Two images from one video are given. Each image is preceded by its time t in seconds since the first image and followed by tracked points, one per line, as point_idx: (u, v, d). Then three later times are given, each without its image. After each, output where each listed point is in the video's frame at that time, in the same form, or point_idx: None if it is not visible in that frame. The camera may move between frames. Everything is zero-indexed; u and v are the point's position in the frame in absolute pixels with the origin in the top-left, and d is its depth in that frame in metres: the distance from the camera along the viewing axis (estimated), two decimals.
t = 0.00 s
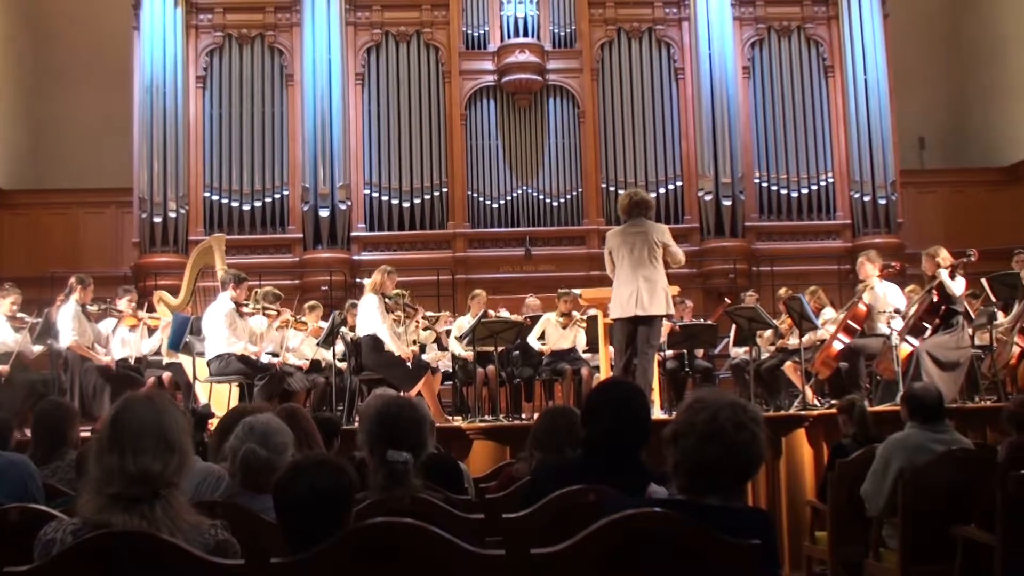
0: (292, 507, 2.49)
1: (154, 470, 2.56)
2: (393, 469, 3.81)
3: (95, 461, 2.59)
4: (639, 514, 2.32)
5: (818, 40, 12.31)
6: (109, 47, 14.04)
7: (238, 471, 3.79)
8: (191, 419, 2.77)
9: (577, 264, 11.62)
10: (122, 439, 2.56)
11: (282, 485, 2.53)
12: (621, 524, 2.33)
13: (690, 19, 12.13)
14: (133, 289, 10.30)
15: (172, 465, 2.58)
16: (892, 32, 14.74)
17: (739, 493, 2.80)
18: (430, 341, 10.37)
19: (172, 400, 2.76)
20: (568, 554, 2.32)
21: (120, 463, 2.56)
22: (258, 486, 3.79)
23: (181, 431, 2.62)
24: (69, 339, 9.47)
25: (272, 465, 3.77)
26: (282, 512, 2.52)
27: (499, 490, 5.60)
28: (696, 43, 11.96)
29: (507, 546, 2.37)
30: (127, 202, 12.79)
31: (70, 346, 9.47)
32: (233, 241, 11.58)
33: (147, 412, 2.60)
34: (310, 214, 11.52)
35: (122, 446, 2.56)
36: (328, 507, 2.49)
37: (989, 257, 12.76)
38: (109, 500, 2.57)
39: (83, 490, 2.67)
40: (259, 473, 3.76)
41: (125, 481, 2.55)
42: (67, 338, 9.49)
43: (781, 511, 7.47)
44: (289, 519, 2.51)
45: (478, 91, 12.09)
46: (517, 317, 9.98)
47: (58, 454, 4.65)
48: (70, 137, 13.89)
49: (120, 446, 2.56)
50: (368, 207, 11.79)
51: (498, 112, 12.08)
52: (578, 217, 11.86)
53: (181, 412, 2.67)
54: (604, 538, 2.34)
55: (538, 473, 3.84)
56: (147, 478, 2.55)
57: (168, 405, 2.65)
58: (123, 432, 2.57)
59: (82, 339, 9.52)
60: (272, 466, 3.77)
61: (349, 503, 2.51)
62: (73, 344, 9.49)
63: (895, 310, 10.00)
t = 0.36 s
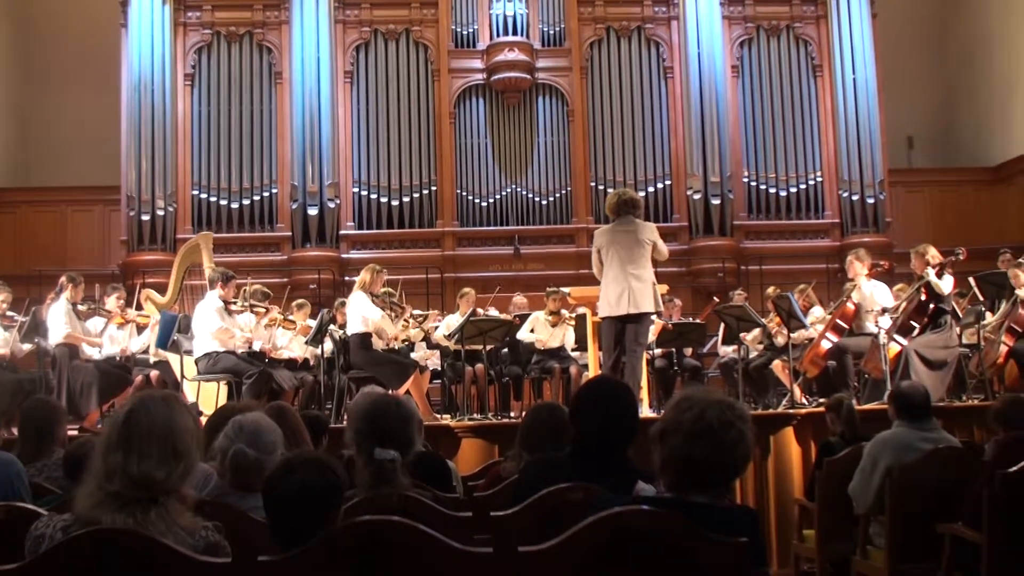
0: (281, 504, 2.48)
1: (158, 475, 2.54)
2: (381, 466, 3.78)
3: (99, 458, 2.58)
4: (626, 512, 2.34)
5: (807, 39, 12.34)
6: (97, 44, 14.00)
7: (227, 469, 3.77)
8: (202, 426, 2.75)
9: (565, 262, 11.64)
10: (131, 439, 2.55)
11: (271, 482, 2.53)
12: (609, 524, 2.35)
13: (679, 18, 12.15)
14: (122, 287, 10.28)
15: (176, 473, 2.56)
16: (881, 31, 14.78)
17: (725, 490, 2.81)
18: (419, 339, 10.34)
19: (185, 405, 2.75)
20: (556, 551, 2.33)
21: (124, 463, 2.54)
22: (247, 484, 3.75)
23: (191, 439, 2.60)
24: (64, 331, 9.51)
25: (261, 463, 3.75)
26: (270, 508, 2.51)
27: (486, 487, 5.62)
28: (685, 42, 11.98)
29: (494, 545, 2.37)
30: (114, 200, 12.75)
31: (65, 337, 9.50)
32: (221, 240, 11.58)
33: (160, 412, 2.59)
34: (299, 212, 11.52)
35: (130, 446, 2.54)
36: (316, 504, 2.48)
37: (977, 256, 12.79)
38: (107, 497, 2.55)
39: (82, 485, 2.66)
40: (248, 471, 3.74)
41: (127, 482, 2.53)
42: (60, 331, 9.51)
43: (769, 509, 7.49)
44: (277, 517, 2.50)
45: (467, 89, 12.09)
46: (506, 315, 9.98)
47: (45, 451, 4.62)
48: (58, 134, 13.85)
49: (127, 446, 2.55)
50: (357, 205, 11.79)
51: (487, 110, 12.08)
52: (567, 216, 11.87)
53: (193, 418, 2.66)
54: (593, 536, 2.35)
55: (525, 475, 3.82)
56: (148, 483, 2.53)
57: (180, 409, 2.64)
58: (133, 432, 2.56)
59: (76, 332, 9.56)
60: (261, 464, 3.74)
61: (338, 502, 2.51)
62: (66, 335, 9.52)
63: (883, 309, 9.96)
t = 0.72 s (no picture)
0: (275, 500, 2.55)
1: (147, 471, 2.51)
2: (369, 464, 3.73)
3: (87, 454, 2.54)
4: (613, 510, 2.34)
5: (797, 39, 12.36)
6: (86, 39, 13.96)
7: (216, 462, 3.75)
8: (191, 423, 2.72)
9: (554, 260, 11.66)
10: (120, 435, 2.51)
11: (265, 480, 2.61)
12: (596, 522, 2.35)
13: (669, 17, 12.15)
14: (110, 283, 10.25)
15: (165, 470, 2.53)
16: (871, 31, 14.80)
17: (713, 488, 2.81)
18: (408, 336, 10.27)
19: (174, 400, 2.70)
20: (543, 548, 2.34)
21: (112, 459, 2.50)
22: (237, 479, 3.75)
23: (180, 435, 2.56)
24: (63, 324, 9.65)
25: (252, 456, 3.75)
26: (264, 505, 2.58)
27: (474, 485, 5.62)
28: (675, 41, 11.99)
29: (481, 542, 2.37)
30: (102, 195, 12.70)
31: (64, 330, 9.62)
32: (210, 236, 11.56)
33: (149, 409, 2.55)
34: (288, 209, 11.51)
35: (119, 442, 2.51)
36: (309, 500, 2.54)
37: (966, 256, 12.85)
38: (95, 494, 2.52)
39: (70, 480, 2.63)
40: (239, 463, 3.73)
41: (115, 479, 2.50)
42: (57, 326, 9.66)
43: (757, 507, 7.50)
44: (270, 513, 2.57)
45: (457, 86, 12.09)
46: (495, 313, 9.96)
47: (32, 447, 4.58)
48: (46, 128, 13.80)
49: (115, 442, 2.51)
50: (346, 202, 11.76)
51: (477, 107, 12.08)
52: (557, 214, 11.89)
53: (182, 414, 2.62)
54: (580, 534, 2.36)
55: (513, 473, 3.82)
56: (137, 479, 2.50)
57: (170, 405, 2.60)
58: (122, 428, 2.52)
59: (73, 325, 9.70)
60: (251, 456, 3.75)
61: (330, 499, 2.57)
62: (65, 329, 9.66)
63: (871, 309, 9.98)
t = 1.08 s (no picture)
0: (273, 498, 2.50)
1: (115, 463, 2.52)
2: (354, 460, 3.80)
3: (54, 450, 2.54)
4: (603, 508, 2.33)
5: (786, 38, 12.38)
6: (75, 31, 13.90)
7: (201, 454, 3.72)
8: (154, 413, 2.73)
9: (542, 258, 11.67)
10: (85, 429, 2.52)
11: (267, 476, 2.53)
12: (582, 521, 2.35)
13: (659, 14, 12.16)
14: (96, 279, 10.22)
15: (133, 460, 2.53)
16: (861, 30, 14.82)
17: (700, 486, 2.80)
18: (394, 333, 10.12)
19: (138, 392, 2.71)
20: (530, 547, 2.34)
21: (79, 453, 2.51)
22: (220, 472, 3.73)
23: (145, 424, 2.58)
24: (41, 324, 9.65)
25: (237, 446, 3.75)
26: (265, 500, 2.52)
27: (462, 483, 5.61)
28: (665, 39, 12.01)
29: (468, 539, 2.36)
30: (89, 189, 12.66)
31: (41, 328, 9.62)
32: (197, 232, 11.54)
33: (113, 402, 2.56)
34: (276, 204, 11.49)
35: (85, 436, 2.51)
36: (308, 501, 2.48)
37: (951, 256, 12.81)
38: (68, 490, 2.51)
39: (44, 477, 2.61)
40: (224, 454, 3.72)
41: (85, 473, 2.50)
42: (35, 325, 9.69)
43: (744, 505, 7.52)
44: (270, 508, 2.50)
45: (447, 83, 12.08)
46: (482, 310, 9.94)
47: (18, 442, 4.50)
48: (33, 122, 13.74)
49: (81, 436, 2.51)
50: (334, 198, 11.75)
51: (466, 104, 12.07)
52: (545, 211, 11.90)
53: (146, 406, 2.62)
54: (568, 531, 2.35)
55: (499, 470, 3.69)
56: (106, 470, 2.50)
57: (133, 398, 2.61)
58: (86, 422, 2.52)
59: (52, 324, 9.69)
60: (237, 446, 3.75)
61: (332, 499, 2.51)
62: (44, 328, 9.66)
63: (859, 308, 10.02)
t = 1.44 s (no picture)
0: (274, 498, 2.64)
1: (91, 455, 2.48)
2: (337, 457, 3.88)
3: (27, 449, 2.49)
4: (587, 507, 2.31)
5: (774, 38, 12.40)
6: (60, 23, 13.83)
7: (183, 450, 3.71)
8: (125, 403, 2.69)
9: (528, 256, 11.68)
10: (57, 426, 2.48)
11: (272, 477, 2.68)
12: (569, 520, 2.31)
13: (647, 13, 12.17)
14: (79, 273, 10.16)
15: (110, 451, 2.50)
16: (848, 30, 14.84)
17: (684, 486, 2.79)
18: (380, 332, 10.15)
19: (107, 383, 2.68)
20: (516, 546, 2.30)
21: (54, 449, 2.47)
22: (202, 469, 3.70)
23: (118, 416, 2.55)
24: (15, 321, 9.44)
25: (218, 441, 3.72)
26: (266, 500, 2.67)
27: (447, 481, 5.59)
28: (653, 38, 12.01)
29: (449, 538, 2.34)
30: (74, 183, 12.60)
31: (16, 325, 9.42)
32: (183, 226, 11.51)
33: (84, 396, 2.52)
34: (262, 199, 11.47)
35: (59, 433, 2.48)
36: (310, 500, 2.61)
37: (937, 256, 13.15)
38: (44, 487, 2.47)
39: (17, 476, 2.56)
40: (205, 450, 3.70)
41: (61, 468, 2.46)
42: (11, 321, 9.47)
43: (728, 504, 7.52)
44: (271, 504, 2.65)
45: (434, 79, 12.06)
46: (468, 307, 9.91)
47: None
48: (18, 115, 13.66)
49: (55, 432, 2.48)
50: (321, 193, 11.73)
51: (453, 101, 12.06)
52: (531, 209, 11.91)
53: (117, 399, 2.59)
54: (553, 530, 2.32)
55: (483, 468, 3.77)
56: (83, 464, 2.47)
57: (104, 392, 2.57)
58: (58, 418, 2.48)
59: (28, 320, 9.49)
60: (218, 442, 3.72)
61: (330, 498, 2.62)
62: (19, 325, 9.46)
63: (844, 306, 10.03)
